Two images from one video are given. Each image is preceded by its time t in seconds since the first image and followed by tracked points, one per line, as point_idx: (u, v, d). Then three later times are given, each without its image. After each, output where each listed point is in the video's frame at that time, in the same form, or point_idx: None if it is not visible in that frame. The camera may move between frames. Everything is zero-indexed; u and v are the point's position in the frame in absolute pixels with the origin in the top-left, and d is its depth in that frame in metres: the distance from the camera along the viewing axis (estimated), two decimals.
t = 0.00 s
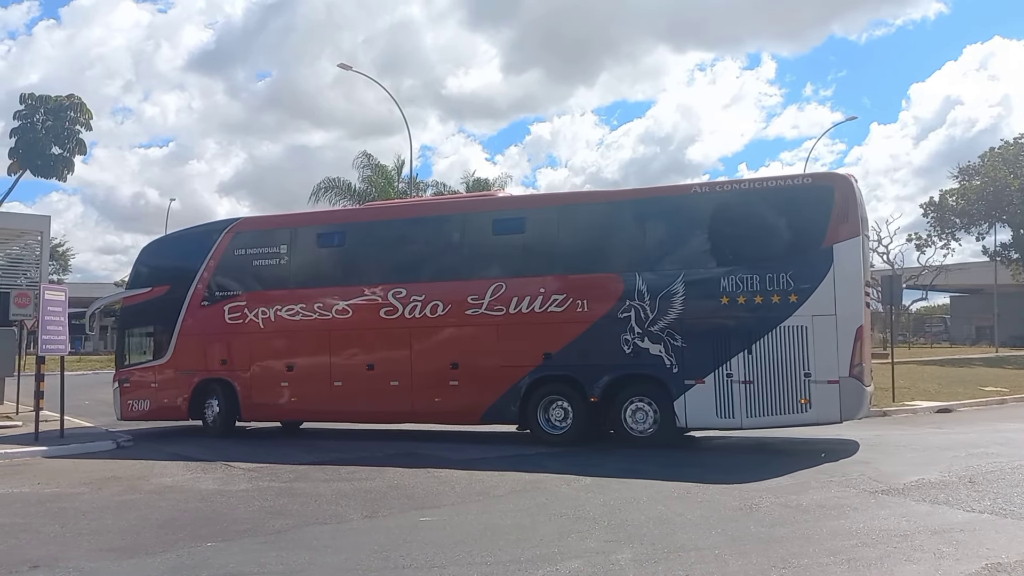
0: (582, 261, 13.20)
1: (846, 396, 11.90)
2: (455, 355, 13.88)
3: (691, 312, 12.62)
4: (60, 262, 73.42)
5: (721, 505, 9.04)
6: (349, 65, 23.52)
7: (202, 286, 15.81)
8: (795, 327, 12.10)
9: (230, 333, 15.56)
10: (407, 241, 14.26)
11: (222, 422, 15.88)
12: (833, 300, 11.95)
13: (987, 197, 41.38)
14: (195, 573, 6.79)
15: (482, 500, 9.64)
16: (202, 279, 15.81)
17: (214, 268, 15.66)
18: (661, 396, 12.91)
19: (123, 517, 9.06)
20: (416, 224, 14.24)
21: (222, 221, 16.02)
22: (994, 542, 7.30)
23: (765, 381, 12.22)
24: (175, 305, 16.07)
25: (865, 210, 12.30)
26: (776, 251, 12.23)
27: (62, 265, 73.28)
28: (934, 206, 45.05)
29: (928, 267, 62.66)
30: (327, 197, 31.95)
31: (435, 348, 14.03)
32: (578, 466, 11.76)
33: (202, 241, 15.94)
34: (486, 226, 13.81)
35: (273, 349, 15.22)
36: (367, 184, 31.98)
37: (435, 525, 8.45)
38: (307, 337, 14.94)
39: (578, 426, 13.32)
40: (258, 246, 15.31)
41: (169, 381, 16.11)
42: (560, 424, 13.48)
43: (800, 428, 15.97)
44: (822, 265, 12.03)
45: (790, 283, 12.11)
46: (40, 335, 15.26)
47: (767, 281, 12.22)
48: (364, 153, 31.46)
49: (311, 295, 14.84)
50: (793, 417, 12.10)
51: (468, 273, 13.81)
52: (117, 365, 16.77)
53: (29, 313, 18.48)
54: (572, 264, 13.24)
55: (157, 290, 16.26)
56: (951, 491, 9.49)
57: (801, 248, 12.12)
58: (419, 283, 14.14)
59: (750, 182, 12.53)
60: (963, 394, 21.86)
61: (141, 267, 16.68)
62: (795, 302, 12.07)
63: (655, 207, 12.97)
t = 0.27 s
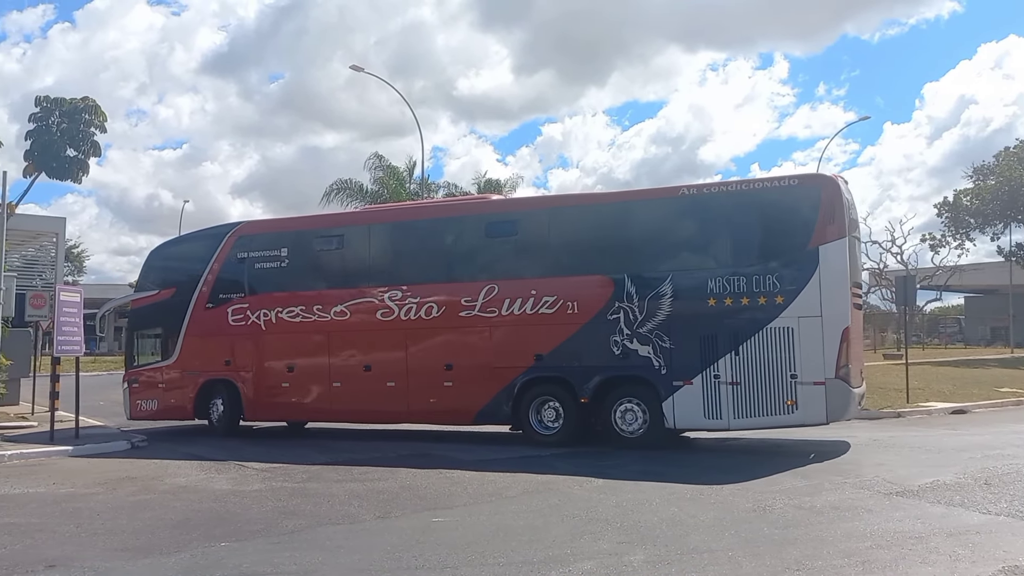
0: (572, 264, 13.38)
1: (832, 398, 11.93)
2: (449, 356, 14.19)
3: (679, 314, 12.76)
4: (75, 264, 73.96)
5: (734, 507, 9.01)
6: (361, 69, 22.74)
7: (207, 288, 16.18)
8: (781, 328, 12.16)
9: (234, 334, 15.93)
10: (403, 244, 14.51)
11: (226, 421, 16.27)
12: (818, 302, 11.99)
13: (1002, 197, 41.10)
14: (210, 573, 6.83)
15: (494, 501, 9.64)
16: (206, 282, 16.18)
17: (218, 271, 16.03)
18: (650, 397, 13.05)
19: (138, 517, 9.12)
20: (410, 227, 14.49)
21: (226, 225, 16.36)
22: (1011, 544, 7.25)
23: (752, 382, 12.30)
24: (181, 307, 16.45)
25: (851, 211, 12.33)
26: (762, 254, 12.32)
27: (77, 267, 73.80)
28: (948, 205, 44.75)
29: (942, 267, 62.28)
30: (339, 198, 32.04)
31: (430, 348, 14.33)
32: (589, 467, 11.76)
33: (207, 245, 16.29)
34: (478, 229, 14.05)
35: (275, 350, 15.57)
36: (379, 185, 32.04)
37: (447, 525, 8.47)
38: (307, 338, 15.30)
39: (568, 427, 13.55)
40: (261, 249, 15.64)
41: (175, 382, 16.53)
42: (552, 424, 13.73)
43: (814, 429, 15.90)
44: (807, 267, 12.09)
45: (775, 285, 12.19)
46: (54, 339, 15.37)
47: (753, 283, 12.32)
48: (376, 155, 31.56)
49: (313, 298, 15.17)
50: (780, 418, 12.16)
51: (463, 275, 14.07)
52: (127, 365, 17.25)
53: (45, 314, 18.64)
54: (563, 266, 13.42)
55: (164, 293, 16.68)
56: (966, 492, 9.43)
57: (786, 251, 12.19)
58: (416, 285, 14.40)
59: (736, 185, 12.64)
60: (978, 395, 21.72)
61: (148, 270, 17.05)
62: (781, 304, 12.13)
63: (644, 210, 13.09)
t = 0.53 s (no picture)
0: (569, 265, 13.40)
1: (826, 400, 11.87)
2: (451, 356, 14.28)
3: (674, 315, 12.73)
4: (97, 266, 74.75)
5: (754, 508, 8.97)
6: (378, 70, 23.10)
7: (218, 291, 16.36)
8: (773, 330, 12.09)
9: (244, 335, 16.12)
10: (405, 247, 14.62)
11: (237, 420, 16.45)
12: (810, 303, 11.90)
13: None
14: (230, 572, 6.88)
15: (512, 502, 9.64)
16: (218, 284, 16.36)
17: (230, 274, 16.23)
18: (646, 398, 13.04)
19: (159, 516, 9.19)
20: (412, 230, 14.58)
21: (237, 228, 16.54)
22: None
23: (745, 384, 12.24)
24: (193, 309, 16.65)
25: (845, 212, 12.21)
26: (755, 255, 12.26)
27: (99, 268, 74.57)
28: (970, 205, 44.34)
29: (964, 267, 61.69)
30: (358, 200, 32.17)
31: (432, 349, 14.43)
32: (606, 468, 11.74)
33: (218, 248, 16.48)
34: (477, 232, 14.11)
35: (283, 351, 15.75)
36: (396, 187, 32.14)
37: (465, 526, 8.48)
38: (314, 339, 15.45)
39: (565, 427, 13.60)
40: (269, 252, 15.82)
41: (188, 382, 16.74)
42: (551, 425, 13.78)
43: (834, 430, 15.78)
44: (799, 268, 12.01)
45: (768, 287, 12.11)
46: (77, 339, 15.55)
47: (746, 285, 12.26)
48: (393, 157, 31.70)
49: (318, 300, 15.34)
50: (773, 419, 12.10)
51: (464, 277, 14.15)
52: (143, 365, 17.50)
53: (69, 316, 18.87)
54: (561, 268, 13.45)
55: (177, 295, 16.90)
56: (990, 494, 9.33)
57: (779, 252, 12.12)
58: (417, 288, 14.51)
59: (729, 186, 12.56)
60: (1001, 397, 21.49)
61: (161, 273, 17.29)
62: (774, 305, 12.06)
63: (639, 212, 13.06)
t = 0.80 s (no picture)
0: (573, 267, 13.38)
1: (825, 401, 11.77)
2: (458, 357, 14.32)
3: (676, 316, 12.66)
4: (125, 268, 75.65)
5: (780, 511, 8.89)
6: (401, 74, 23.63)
7: (237, 293, 16.53)
8: (772, 331, 12.00)
9: (261, 336, 16.25)
10: (415, 249, 14.70)
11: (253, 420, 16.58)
12: (808, 304, 11.80)
13: None
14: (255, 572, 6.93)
15: (536, 503, 9.61)
16: (237, 286, 16.52)
17: (248, 277, 16.38)
18: (647, 399, 12.99)
19: (185, 516, 9.27)
20: (421, 232, 14.65)
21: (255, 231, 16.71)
22: None
23: (744, 385, 12.16)
24: (213, 311, 16.82)
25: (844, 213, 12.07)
26: (756, 256, 12.15)
27: (126, 270, 75.46)
28: (999, 204, 43.77)
29: (993, 267, 60.87)
30: (381, 202, 32.32)
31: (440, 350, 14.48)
32: (630, 469, 11.69)
33: (236, 251, 16.65)
34: (484, 234, 14.15)
35: (297, 351, 15.88)
36: (419, 188, 32.25)
37: (489, 526, 8.47)
38: (327, 340, 15.56)
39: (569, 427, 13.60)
40: (286, 255, 15.98)
41: (210, 381, 16.88)
42: (556, 425, 13.78)
43: (861, 431, 15.62)
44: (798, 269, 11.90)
45: (768, 287, 12.01)
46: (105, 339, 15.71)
47: (745, 286, 12.18)
48: (415, 158, 31.82)
49: (328, 302, 15.49)
50: (773, 421, 12.00)
51: (471, 279, 14.19)
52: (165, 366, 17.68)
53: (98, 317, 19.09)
54: (565, 269, 13.43)
55: (198, 298, 17.08)
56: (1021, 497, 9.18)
57: (778, 253, 12.02)
58: (424, 289, 14.59)
59: (728, 187, 12.47)
60: None
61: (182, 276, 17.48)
62: (773, 306, 11.97)
63: (642, 213, 13.01)
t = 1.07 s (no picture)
0: (580, 268, 13.39)
1: (828, 402, 11.64)
2: (467, 357, 14.38)
3: (681, 317, 12.60)
4: (156, 269, 76.69)
5: (809, 513, 8.81)
6: (429, 72, 23.05)
7: (260, 294, 16.67)
8: (775, 331, 11.91)
9: (282, 337, 16.37)
10: (427, 251, 14.78)
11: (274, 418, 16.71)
12: (810, 304, 11.69)
13: None
14: (284, 570, 6.98)
15: (562, 504, 9.61)
16: (260, 288, 16.67)
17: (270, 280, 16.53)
18: (652, 399, 12.92)
19: (215, 514, 9.36)
20: (432, 234, 14.74)
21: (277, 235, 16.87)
22: None
23: (745, 386, 12.07)
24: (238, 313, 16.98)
25: (847, 215, 11.93)
26: (760, 257, 12.06)
27: (157, 271, 76.50)
28: None
29: None
30: (407, 202, 32.48)
31: (451, 351, 14.54)
32: (657, 471, 11.65)
33: (259, 253, 16.81)
34: (495, 236, 14.21)
35: (315, 352, 16.01)
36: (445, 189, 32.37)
37: (516, 527, 8.48)
38: (344, 341, 15.67)
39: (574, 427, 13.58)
40: (306, 258, 16.11)
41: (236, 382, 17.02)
42: (563, 425, 13.78)
43: (892, 432, 15.45)
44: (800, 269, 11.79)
45: (769, 288, 11.92)
46: (136, 340, 15.89)
47: (747, 287, 12.10)
48: (440, 159, 31.96)
49: (348, 304, 15.59)
50: (775, 421, 11.90)
51: (481, 281, 14.24)
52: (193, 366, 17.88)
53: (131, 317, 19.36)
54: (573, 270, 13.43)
55: (224, 299, 17.27)
56: None
57: (783, 253, 11.93)
58: (435, 291, 14.68)
59: (732, 188, 12.42)
60: None
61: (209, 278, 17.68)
62: (775, 307, 11.87)
63: (647, 214, 12.98)
